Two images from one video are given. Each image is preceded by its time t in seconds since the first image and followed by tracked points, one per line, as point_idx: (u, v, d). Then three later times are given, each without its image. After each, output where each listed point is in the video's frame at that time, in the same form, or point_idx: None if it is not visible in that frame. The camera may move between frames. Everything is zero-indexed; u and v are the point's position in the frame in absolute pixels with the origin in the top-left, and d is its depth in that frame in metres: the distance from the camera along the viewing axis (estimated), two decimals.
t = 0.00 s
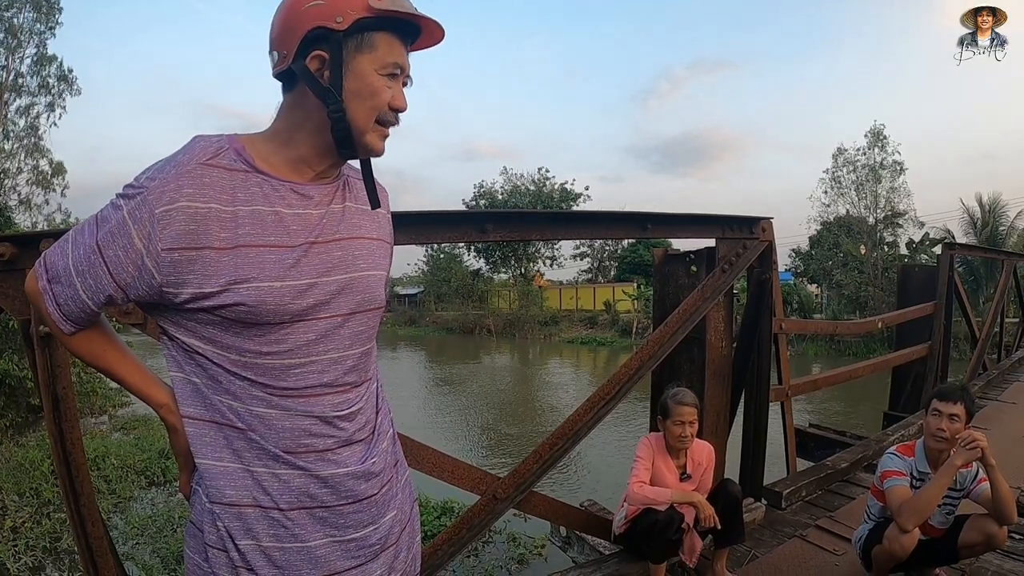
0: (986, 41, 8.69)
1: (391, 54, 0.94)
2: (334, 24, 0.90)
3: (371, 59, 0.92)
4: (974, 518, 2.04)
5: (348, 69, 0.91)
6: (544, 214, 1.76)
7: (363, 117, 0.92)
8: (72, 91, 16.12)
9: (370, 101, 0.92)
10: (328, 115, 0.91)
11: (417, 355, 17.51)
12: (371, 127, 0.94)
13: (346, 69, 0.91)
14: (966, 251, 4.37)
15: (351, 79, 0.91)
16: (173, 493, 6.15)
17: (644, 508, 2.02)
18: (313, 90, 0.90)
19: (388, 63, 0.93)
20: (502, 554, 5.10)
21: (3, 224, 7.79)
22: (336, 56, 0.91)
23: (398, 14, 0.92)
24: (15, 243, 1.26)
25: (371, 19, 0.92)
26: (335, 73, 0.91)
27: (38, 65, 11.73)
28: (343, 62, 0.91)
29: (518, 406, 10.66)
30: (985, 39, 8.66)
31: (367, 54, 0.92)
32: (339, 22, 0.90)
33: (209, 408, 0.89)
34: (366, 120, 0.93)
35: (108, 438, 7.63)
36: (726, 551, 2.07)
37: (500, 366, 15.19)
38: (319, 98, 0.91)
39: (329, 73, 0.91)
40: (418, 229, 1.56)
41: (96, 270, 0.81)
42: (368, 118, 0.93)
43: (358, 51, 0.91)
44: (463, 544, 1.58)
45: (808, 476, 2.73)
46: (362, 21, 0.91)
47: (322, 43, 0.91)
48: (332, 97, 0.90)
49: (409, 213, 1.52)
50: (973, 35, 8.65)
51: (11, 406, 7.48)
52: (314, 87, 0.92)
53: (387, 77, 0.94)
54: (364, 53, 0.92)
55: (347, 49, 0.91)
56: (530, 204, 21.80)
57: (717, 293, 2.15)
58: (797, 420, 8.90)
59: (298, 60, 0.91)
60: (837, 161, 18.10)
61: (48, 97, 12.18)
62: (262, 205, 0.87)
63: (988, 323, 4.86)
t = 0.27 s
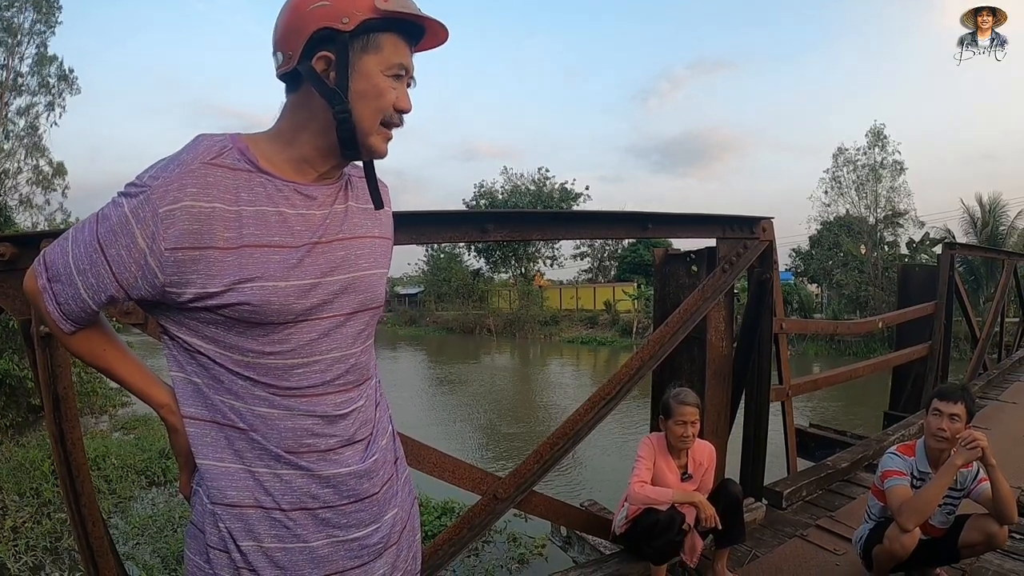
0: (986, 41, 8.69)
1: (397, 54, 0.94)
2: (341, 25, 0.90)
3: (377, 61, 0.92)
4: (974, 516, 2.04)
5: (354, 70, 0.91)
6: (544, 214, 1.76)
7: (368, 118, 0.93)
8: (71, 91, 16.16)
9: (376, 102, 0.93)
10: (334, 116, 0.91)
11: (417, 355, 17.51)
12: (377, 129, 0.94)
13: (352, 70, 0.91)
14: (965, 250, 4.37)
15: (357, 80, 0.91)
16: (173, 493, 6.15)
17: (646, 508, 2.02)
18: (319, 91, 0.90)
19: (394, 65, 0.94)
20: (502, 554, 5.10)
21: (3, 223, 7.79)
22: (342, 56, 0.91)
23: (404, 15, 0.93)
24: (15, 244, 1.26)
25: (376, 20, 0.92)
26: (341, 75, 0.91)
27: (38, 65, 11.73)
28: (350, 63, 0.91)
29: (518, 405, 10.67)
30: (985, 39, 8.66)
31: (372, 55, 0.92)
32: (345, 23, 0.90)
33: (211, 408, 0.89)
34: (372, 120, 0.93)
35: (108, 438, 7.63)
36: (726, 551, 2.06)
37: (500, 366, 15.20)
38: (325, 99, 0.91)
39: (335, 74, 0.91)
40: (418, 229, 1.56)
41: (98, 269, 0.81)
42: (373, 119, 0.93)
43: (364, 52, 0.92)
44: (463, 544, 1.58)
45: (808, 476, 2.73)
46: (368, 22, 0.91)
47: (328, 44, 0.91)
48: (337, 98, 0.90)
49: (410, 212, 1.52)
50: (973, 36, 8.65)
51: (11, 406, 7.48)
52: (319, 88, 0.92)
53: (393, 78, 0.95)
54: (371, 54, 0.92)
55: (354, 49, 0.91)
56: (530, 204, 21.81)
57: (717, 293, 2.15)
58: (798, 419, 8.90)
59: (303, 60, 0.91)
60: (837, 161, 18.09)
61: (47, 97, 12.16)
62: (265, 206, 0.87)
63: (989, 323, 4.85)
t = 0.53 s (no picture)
0: (986, 41, 8.69)
1: (398, 56, 0.94)
2: (342, 27, 0.90)
3: (379, 62, 0.92)
4: (974, 517, 2.04)
5: (356, 71, 0.91)
6: (544, 215, 1.76)
7: (371, 120, 0.92)
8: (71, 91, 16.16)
9: (378, 104, 0.92)
10: (335, 118, 0.91)
11: (417, 355, 17.52)
12: (379, 130, 0.94)
13: (354, 71, 0.91)
14: (966, 250, 4.37)
15: (359, 82, 0.91)
16: (173, 493, 6.15)
17: (646, 509, 2.02)
18: (322, 92, 0.90)
19: (396, 66, 0.94)
20: (503, 554, 5.10)
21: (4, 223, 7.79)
22: (344, 58, 0.91)
23: (405, 16, 0.93)
24: (15, 244, 1.25)
25: (378, 21, 0.92)
26: (343, 76, 0.91)
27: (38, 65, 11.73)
28: (351, 65, 0.91)
29: (518, 405, 10.68)
30: (985, 39, 8.66)
31: (374, 57, 0.92)
32: (347, 24, 0.90)
33: (211, 410, 0.89)
34: (374, 122, 0.93)
35: (108, 438, 7.64)
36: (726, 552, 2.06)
37: (500, 366, 15.20)
38: (326, 101, 0.91)
39: (336, 76, 0.91)
40: (418, 229, 1.56)
41: (98, 272, 0.80)
42: (375, 121, 0.93)
43: (366, 53, 0.92)
44: (464, 545, 1.58)
45: (809, 476, 2.73)
46: (370, 23, 0.91)
47: (329, 46, 0.91)
48: (339, 99, 0.90)
49: (410, 213, 1.52)
50: (973, 36, 8.65)
51: (11, 406, 7.48)
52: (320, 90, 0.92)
53: (395, 79, 0.95)
54: (372, 56, 0.92)
55: (355, 51, 0.91)
56: (530, 204, 21.81)
57: (718, 293, 2.15)
58: (798, 419, 8.90)
59: (304, 62, 0.91)
60: (837, 161, 18.10)
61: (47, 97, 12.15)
62: (266, 208, 0.87)
63: (989, 323, 4.85)
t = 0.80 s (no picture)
0: (986, 41, 8.70)
1: (394, 64, 0.94)
2: (338, 34, 0.90)
3: (375, 70, 0.92)
4: (974, 523, 2.04)
5: (351, 80, 0.91)
6: (543, 220, 1.75)
7: (367, 129, 0.93)
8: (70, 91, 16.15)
9: (374, 112, 0.92)
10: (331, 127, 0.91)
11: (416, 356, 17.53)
12: (374, 139, 0.94)
13: (349, 80, 0.91)
14: (966, 252, 4.37)
15: (354, 91, 0.91)
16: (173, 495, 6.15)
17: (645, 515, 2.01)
18: (315, 101, 0.90)
19: (392, 74, 0.94)
20: (502, 556, 5.10)
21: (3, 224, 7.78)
22: (338, 65, 0.90)
23: (401, 24, 0.93)
24: (12, 250, 1.25)
25: (374, 29, 0.92)
26: (337, 84, 0.90)
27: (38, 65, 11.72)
28: (346, 72, 0.91)
29: (517, 406, 10.69)
30: (985, 39, 8.68)
31: (370, 65, 0.92)
32: (341, 32, 0.90)
33: (206, 422, 0.89)
34: (370, 132, 0.93)
35: (107, 439, 7.64)
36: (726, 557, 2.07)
37: (499, 367, 15.20)
38: (321, 110, 0.90)
39: (331, 84, 0.91)
40: (417, 235, 1.56)
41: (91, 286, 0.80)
42: (370, 130, 0.93)
43: (361, 62, 0.92)
44: (461, 552, 1.58)
45: (809, 481, 2.73)
46: (366, 30, 0.91)
47: (323, 53, 0.91)
48: (334, 108, 0.90)
49: (410, 219, 1.52)
50: (974, 36, 8.66)
51: (10, 407, 7.48)
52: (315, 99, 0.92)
53: (391, 88, 0.95)
54: (368, 63, 0.92)
55: (350, 59, 0.91)
56: (529, 204, 21.80)
57: (719, 297, 2.14)
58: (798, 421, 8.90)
59: (300, 70, 0.91)
60: (837, 161, 18.12)
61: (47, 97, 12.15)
62: (261, 219, 0.87)
63: (989, 325, 4.85)
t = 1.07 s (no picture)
0: (986, 40, 8.71)
1: (391, 73, 0.94)
2: (338, 39, 0.90)
3: (371, 78, 0.92)
4: (973, 526, 2.04)
5: (347, 87, 0.91)
6: (541, 221, 1.75)
7: (358, 138, 0.93)
8: (69, 90, 16.12)
9: (366, 121, 0.92)
10: (323, 132, 0.90)
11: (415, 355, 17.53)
12: (364, 146, 0.94)
13: (346, 87, 0.91)
14: (964, 253, 4.37)
15: (349, 97, 0.91)
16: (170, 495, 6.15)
17: (641, 517, 2.01)
18: (310, 105, 0.90)
19: (387, 84, 0.94)
20: (500, 557, 5.10)
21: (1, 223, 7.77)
22: (335, 71, 0.90)
23: (402, 35, 0.93)
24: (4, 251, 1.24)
25: (374, 37, 0.92)
26: (333, 90, 0.90)
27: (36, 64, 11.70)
28: (343, 78, 0.91)
29: (516, 406, 10.70)
30: (985, 39, 8.68)
31: (366, 73, 0.92)
32: (342, 37, 0.90)
33: (195, 427, 0.88)
34: (361, 140, 0.93)
35: (105, 439, 7.63)
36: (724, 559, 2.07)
37: (498, 366, 15.20)
38: (315, 115, 0.90)
39: (327, 89, 0.91)
40: (414, 237, 1.55)
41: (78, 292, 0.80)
42: (361, 138, 0.93)
43: (359, 69, 0.91)
44: (458, 554, 1.57)
45: (807, 482, 2.73)
46: (366, 38, 0.91)
47: (321, 56, 0.90)
48: (328, 114, 0.90)
49: (407, 220, 1.52)
50: (974, 36, 8.67)
51: (8, 406, 7.46)
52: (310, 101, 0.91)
53: (385, 97, 0.95)
54: (365, 71, 0.92)
55: (348, 65, 0.91)
56: (528, 204, 21.80)
57: (717, 298, 2.14)
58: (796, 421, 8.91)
59: (296, 71, 0.90)
60: (836, 161, 18.12)
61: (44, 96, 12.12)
62: (249, 223, 0.87)
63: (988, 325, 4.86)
